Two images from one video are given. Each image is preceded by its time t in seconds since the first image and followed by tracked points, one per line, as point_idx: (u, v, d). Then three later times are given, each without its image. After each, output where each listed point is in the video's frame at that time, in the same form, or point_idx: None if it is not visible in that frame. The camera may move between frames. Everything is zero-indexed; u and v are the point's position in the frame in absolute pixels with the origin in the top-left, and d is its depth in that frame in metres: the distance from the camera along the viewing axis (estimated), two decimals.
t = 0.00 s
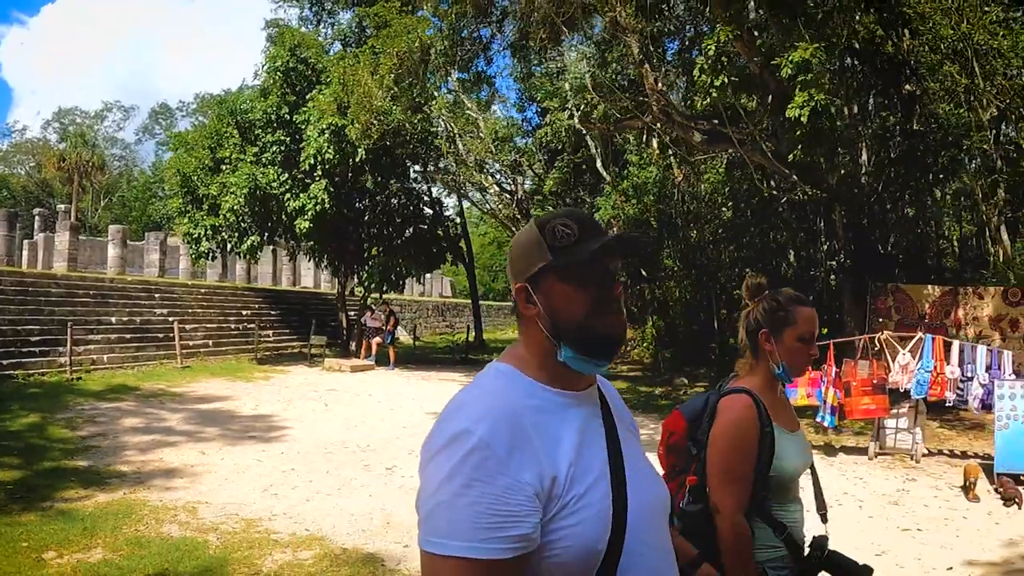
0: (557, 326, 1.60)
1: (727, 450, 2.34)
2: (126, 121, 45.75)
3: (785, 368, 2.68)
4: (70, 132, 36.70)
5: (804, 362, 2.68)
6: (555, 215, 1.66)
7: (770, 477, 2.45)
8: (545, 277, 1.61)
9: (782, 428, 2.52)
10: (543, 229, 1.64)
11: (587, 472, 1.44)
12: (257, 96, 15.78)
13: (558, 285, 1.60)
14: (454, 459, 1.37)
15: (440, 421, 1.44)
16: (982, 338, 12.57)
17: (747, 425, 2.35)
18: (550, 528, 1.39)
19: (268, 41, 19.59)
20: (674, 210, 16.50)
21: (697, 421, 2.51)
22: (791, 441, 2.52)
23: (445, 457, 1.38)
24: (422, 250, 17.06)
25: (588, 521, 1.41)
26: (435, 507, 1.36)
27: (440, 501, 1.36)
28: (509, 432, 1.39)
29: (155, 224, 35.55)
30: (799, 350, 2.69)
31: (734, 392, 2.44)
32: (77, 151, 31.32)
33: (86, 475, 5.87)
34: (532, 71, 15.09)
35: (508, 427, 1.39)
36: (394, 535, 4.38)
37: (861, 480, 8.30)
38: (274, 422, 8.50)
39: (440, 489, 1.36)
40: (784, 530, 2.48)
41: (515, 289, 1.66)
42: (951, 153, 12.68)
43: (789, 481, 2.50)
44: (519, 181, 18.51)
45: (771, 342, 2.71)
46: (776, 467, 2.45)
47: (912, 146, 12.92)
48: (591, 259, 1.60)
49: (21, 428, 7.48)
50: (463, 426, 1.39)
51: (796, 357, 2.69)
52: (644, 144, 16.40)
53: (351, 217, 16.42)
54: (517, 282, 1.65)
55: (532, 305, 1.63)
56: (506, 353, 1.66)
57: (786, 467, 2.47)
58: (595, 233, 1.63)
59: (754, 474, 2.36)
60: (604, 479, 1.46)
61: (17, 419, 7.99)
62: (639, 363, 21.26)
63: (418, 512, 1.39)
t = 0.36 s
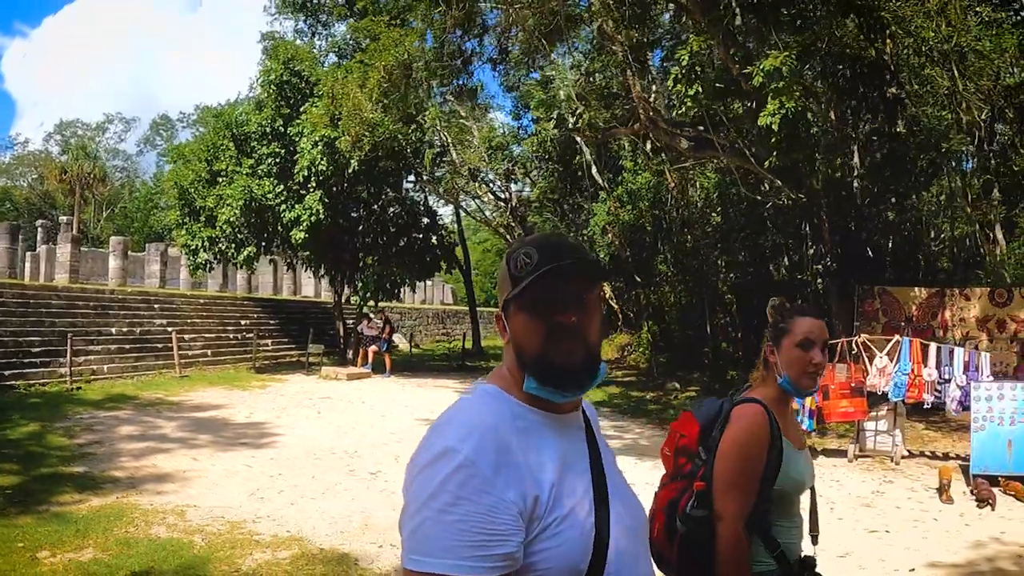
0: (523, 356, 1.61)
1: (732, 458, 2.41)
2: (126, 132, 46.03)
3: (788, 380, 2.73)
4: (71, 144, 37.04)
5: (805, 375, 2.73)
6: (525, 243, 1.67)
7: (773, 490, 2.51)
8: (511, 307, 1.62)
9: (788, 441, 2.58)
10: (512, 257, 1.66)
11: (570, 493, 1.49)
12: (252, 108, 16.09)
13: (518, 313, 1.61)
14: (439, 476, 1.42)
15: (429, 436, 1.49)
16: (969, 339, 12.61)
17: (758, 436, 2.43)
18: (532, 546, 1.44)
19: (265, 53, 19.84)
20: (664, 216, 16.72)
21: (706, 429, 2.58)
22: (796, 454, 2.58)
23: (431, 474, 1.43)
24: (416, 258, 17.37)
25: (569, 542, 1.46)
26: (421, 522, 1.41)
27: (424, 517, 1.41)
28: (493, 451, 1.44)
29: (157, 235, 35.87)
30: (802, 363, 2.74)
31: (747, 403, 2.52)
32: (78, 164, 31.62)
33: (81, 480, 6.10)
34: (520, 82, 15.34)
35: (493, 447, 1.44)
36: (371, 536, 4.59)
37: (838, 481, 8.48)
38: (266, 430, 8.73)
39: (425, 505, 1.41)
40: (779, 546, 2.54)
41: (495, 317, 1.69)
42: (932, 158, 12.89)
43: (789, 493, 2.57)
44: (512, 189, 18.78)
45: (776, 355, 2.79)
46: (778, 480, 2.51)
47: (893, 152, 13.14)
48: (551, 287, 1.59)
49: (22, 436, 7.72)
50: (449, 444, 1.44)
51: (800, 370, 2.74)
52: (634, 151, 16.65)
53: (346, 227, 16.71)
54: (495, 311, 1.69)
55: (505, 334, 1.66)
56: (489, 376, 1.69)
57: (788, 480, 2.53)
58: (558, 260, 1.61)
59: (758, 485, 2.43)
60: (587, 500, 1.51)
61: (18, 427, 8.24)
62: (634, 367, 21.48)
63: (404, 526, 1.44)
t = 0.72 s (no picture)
0: (541, 359, 1.70)
1: (754, 456, 2.46)
2: (122, 143, 46.26)
3: (808, 375, 2.74)
4: (66, 156, 37.28)
5: (823, 369, 2.72)
6: (542, 251, 1.78)
7: (800, 486, 2.55)
8: (529, 312, 1.73)
9: (816, 437, 2.59)
10: (530, 265, 1.77)
11: (585, 492, 1.57)
12: (243, 118, 16.31)
13: (534, 317, 1.72)
14: (455, 474, 1.50)
15: (446, 438, 1.57)
16: (953, 338, 12.53)
17: (779, 430, 2.46)
18: (545, 543, 1.52)
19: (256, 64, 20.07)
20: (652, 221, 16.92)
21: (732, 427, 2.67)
22: (824, 449, 2.59)
23: (447, 472, 1.51)
24: (405, 266, 17.64)
25: (582, 539, 1.54)
26: (436, 518, 1.49)
27: (439, 512, 1.49)
28: (507, 451, 1.52)
29: (153, 245, 36.06)
30: (818, 358, 2.75)
31: (769, 399, 2.57)
32: (73, 176, 31.85)
33: (72, 485, 6.27)
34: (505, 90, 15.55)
35: (507, 447, 1.52)
36: (347, 537, 4.77)
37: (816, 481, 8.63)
38: (256, 436, 8.90)
39: (441, 500, 1.49)
40: (811, 543, 2.58)
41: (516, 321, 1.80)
42: (910, 160, 13.08)
43: (821, 490, 2.58)
44: (503, 195, 19.00)
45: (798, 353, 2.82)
46: (806, 476, 2.54)
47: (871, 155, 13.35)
48: (563, 290, 1.70)
49: (15, 444, 7.90)
50: (465, 443, 1.52)
51: (817, 365, 2.74)
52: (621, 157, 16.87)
53: (337, 235, 16.95)
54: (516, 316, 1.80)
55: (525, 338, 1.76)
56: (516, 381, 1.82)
57: (816, 477, 2.55)
58: (569, 266, 1.72)
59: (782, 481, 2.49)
60: (603, 501, 1.59)
61: (12, 435, 8.42)
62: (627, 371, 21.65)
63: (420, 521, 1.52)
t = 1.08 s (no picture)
0: (547, 363, 1.63)
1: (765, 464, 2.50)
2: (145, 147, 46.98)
3: (823, 384, 2.74)
4: (90, 159, 37.92)
5: (838, 379, 2.72)
6: (539, 250, 1.70)
7: (814, 495, 2.54)
8: (531, 314, 1.65)
9: (831, 448, 2.60)
10: (529, 265, 1.69)
11: (585, 494, 1.52)
12: (261, 125, 16.66)
13: (542, 322, 1.64)
14: (449, 480, 1.45)
15: (439, 442, 1.52)
16: (958, 349, 12.58)
17: (794, 437, 2.49)
18: (544, 548, 1.47)
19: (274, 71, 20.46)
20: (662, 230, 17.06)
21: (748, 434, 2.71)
22: (837, 460, 2.59)
23: (441, 478, 1.46)
24: (416, 272, 17.92)
25: (582, 544, 1.48)
26: (430, 525, 1.44)
27: (433, 518, 1.44)
28: (502, 455, 1.47)
29: (173, 248, 36.70)
30: (834, 367, 2.74)
31: (788, 407, 2.59)
32: (96, 179, 32.44)
33: (83, 476, 6.54)
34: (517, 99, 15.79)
35: (501, 449, 1.47)
36: (339, 529, 4.98)
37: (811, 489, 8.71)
38: (264, 435, 9.13)
39: (435, 506, 1.44)
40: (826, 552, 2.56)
41: (508, 323, 1.71)
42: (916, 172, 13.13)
43: (835, 501, 2.58)
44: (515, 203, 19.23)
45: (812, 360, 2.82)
46: (820, 486, 2.54)
47: (878, 166, 13.43)
48: (575, 295, 1.63)
49: (30, 437, 8.19)
50: (458, 448, 1.47)
51: (833, 374, 2.74)
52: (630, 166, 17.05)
53: (351, 241, 17.34)
54: (508, 317, 1.70)
55: (523, 341, 1.68)
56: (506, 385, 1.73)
57: (831, 486, 2.55)
58: (575, 270, 1.66)
59: (795, 488, 2.50)
60: (602, 502, 1.53)
61: (29, 428, 8.72)
62: (638, 379, 21.75)
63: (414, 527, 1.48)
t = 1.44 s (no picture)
0: (533, 334, 1.61)
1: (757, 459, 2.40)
2: (159, 148, 47.55)
3: (813, 376, 2.63)
4: (105, 161, 38.50)
5: (828, 370, 2.61)
6: (516, 219, 1.66)
7: (810, 489, 2.44)
8: (516, 284, 1.61)
9: (825, 441, 2.49)
10: (509, 234, 1.64)
11: (556, 472, 1.49)
12: (270, 129, 17.00)
13: (530, 288, 1.62)
14: (420, 465, 1.41)
15: (407, 429, 1.48)
16: (951, 351, 12.81)
17: (784, 431, 2.40)
18: (520, 528, 1.42)
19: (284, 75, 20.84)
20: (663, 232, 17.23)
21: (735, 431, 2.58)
22: (832, 453, 2.49)
23: (412, 464, 1.42)
24: (422, 274, 18.27)
25: (557, 522, 1.45)
26: (403, 514, 1.40)
27: (405, 505, 1.39)
28: (472, 435, 1.44)
29: (186, 249, 37.20)
30: (822, 357, 2.63)
31: (776, 402, 2.50)
32: (111, 181, 32.98)
33: (91, 466, 6.87)
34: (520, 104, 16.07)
35: (470, 430, 1.44)
36: (329, 517, 5.27)
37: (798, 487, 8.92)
38: (267, 430, 9.45)
39: (405, 493, 1.40)
40: (825, 547, 2.46)
41: (484, 295, 1.64)
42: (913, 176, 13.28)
43: (829, 495, 2.47)
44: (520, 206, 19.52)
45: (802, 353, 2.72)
46: (816, 480, 2.43)
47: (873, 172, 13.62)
48: (564, 262, 1.64)
49: (43, 430, 8.54)
50: (427, 431, 1.44)
51: (822, 365, 2.62)
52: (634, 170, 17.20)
53: (358, 243, 17.71)
54: (484, 290, 1.64)
55: (502, 312, 1.63)
56: (470, 362, 1.67)
57: (827, 480, 2.45)
58: (558, 241, 1.67)
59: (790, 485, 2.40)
60: (574, 479, 1.51)
61: (41, 422, 9.07)
62: (641, 380, 21.98)
63: (387, 517, 1.44)
